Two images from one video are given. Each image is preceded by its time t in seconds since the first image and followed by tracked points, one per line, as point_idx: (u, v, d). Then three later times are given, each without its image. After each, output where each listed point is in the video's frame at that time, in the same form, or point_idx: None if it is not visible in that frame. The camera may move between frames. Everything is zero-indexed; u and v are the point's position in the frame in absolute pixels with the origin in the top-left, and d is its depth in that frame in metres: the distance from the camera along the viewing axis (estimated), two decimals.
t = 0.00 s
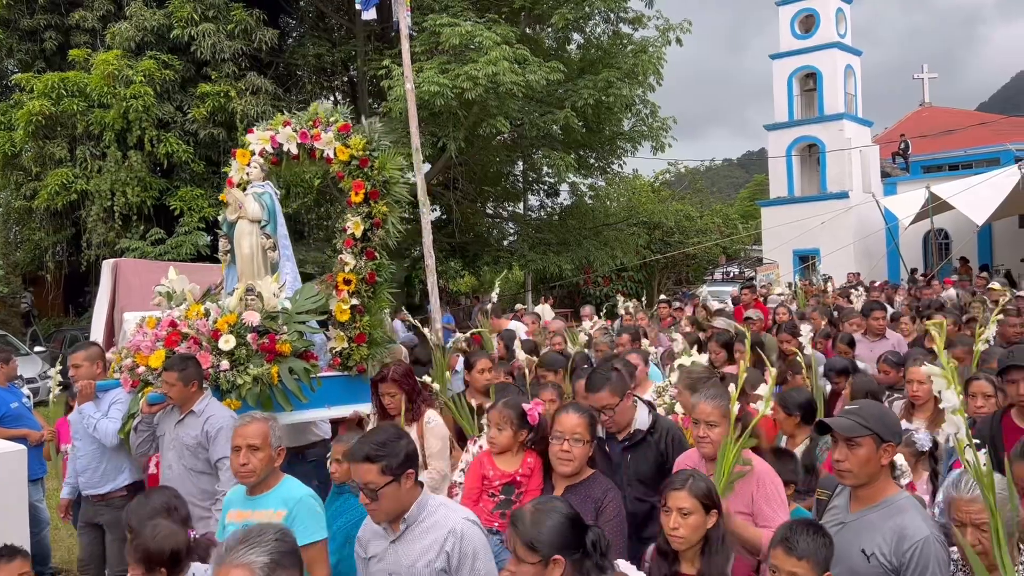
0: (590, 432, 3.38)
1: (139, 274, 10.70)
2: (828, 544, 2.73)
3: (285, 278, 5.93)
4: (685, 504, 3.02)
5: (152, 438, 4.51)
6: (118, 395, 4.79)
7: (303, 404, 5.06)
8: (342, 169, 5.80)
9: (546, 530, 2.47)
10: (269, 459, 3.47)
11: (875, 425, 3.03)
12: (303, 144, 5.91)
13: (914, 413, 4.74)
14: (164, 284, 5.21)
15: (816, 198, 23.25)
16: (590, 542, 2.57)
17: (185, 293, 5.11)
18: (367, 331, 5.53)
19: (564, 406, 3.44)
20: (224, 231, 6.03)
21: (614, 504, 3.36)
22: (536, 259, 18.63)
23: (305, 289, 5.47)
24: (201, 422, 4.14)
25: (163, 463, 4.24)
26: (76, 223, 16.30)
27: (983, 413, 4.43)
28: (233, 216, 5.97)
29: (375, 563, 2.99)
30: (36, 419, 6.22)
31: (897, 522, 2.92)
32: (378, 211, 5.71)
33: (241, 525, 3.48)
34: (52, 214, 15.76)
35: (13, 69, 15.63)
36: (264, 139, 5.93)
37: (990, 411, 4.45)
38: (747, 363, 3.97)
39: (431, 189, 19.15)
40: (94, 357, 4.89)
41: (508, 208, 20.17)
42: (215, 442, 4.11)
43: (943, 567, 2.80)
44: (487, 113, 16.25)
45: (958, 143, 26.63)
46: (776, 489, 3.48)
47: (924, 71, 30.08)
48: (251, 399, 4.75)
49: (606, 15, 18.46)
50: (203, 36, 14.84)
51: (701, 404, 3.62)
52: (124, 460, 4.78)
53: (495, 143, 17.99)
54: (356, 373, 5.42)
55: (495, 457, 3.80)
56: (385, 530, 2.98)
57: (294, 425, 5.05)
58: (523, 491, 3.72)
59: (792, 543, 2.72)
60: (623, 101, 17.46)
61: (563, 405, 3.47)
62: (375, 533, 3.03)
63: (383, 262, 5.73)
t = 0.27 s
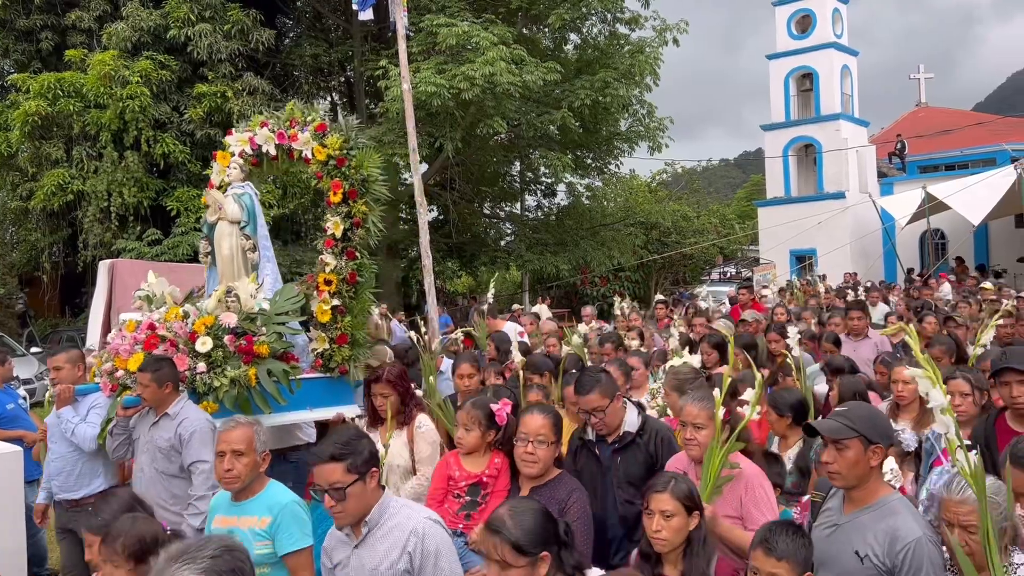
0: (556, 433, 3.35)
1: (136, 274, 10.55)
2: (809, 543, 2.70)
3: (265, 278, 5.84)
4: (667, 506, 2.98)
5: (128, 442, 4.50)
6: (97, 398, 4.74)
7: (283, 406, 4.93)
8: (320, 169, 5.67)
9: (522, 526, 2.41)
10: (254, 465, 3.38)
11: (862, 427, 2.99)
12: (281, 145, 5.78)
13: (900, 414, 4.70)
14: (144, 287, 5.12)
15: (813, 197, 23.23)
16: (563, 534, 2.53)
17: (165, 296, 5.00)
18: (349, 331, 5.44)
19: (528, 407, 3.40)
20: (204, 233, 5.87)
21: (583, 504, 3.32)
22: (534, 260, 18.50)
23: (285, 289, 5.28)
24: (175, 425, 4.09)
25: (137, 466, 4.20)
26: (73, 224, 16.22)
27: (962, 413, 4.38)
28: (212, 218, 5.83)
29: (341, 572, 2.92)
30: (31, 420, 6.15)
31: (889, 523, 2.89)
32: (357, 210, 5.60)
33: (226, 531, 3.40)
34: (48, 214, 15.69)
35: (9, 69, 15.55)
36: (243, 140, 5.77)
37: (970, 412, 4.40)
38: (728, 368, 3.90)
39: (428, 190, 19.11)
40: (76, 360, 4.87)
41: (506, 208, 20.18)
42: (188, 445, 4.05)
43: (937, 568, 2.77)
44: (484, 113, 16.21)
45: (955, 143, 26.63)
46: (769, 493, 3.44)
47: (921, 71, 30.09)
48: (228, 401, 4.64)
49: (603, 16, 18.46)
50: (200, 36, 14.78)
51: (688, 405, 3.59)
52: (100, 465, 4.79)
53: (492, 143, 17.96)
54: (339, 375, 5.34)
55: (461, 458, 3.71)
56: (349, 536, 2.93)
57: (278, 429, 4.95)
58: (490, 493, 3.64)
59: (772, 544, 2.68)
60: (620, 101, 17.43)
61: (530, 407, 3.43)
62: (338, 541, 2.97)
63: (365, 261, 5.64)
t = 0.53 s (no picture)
0: (532, 439, 3.35)
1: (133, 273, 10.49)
2: (764, 537, 2.73)
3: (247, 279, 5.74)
4: (660, 511, 2.98)
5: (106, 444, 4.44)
6: (79, 402, 4.73)
7: (264, 407, 4.96)
8: (305, 166, 5.68)
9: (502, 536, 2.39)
10: (246, 471, 3.37)
11: (830, 424, 2.99)
12: (268, 142, 5.81)
13: (881, 413, 4.71)
14: (129, 289, 5.17)
15: (809, 198, 23.24)
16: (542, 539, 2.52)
17: (147, 298, 4.99)
18: (333, 331, 5.45)
19: (504, 414, 3.40)
20: (188, 233, 5.81)
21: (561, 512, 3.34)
22: (531, 259, 18.49)
23: (268, 289, 5.25)
24: (151, 429, 4.07)
25: (115, 471, 4.20)
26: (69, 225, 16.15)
27: (950, 413, 4.37)
28: (195, 219, 5.78)
29: None
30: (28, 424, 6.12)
31: (863, 517, 2.90)
32: (342, 209, 5.60)
33: (214, 536, 3.38)
34: (43, 215, 15.63)
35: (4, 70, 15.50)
36: (230, 139, 5.80)
37: (957, 412, 4.38)
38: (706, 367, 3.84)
39: (424, 190, 19.10)
40: (61, 361, 4.88)
41: (503, 208, 20.20)
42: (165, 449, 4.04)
43: (914, 559, 2.77)
44: (481, 114, 16.19)
45: (950, 143, 26.66)
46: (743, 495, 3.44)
47: (917, 72, 30.16)
48: (207, 402, 4.65)
49: (599, 16, 18.48)
50: (196, 36, 14.76)
51: (662, 408, 3.56)
52: (76, 468, 4.69)
53: (489, 143, 17.93)
54: (323, 375, 5.34)
55: (440, 464, 3.71)
56: (322, 546, 2.90)
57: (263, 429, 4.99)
58: (470, 498, 3.63)
59: (726, 538, 2.71)
60: (617, 101, 17.41)
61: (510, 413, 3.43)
62: (314, 550, 2.94)
63: (349, 260, 5.65)
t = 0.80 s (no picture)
0: (527, 453, 3.30)
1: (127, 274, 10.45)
2: (729, 536, 2.70)
3: (231, 281, 5.74)
4: (660, 523, 2.95)
5: (85, 452, 4.45)
6: (59, 407, 4.67)
7: (246, 412, 4.82)
8: (288, 167, 5.52)
9: (474, 549, 2.37)
10: (236, 479, 3.33)
11: (796, 419, 2.98)
12: (250, 143, 5.65)
13: (865, 415, 4.69)
14: (113, 292, 5.10)
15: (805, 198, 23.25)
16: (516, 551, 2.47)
17: (130, 300, 4.92)
18: (318, 335, 5.27)
19: (500, 427, 3.36)
20: (171, 234, 5.80)
21: (553, 535, 3.25)
22: (527, 261, 18.46)
23: (250, 293, 5.16)
24: (130, 436, 4.04)
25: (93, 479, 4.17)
26: (64, 226, 16.07)
27: (941, 416, 4.32)
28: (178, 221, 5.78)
29: None
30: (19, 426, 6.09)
31: (829, 508, 2.88)
32: (326, 210, 5.45)
33: (200, 546, 3.34)
34: (38, 216, 15.55)
35: None
36: (213, 140, 5.67)
37: (950, 416, 4.33)
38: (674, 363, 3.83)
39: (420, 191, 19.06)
40: (41, 367, 4.91)
41: (499, 209, 20.18)
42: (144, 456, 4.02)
43: (878, 547, 2.75)
44: (477, 115, 16.16)
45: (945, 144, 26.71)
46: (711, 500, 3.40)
47: (912, 72, 30.23)
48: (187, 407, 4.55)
49: (594, 17, 18.48)
50: (191, 37, 14.73)
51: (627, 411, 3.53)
52: (60, 475, 4.65)
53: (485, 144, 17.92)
54: (307, 380, 5.15)
55: (431, 471, 3.69)
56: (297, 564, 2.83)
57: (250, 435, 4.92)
58: (461, 506, 3.58)
59: (692, 538, 2.69)
60: (613, 102, 17.40)
61: (506, 424, 3.39)
62: (288, 566, 2.89)
63: (334, 262, 5.48)
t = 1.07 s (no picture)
0: (522, 462, 3.23)
1: (120, 275, 10.37)
2: (721, 547, 2.63)
3: (214, 284, 5.68)
4: (651, 530, 2.88)
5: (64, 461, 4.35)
6: (38, 413, 4.64)
7: (229, 419, 4.73)
8: (274, 167, 5.43)
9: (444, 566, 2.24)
10: (221, 488, 3.26)
11: (766, 419, 2.93)
12: (236, 142, 5.60)
13: (855, 416, 4.66)
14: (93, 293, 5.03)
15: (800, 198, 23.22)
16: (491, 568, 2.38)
17: (110, 301, 4.78)
18: (303, 339, 5.19)
19: (496, 435, 3.29)
20: (153, 235, 5.73)
21: (541, 549, 3.20)
22: (522, 262, 18.37)
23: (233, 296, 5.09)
24: (105, 444, 3.97)
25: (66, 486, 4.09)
26: (58, 228, 15.95)
27: (942, 421, 4.23)
28: (160, 221, 5.71)
29: None
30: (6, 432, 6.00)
31: (802, 503, 2.82)
32: (313, 211, 5.35)
33: (185, 556, 3.26)
34: (32, 218, 15.43)
35: None
36: (198, 138, 5.63)
37: (950, 420, 4.24)
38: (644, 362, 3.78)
39: (415, 193, 18.99)
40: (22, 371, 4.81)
41: (494, 210, 20.13)
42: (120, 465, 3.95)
43: (850, 540, 2.70)
44: (472, 116, 16.10)
45: (939, 144, 26.72)
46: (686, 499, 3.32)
47: (905, 73, 30.26)
48: (168, 414, 4.46)
49: (589, 18, 18.44)
50: (185, 38, 14.66)
51: (597, 418, 3.44)
52: (36, 483, 4.56)
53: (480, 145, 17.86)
54: (293, 384, 5.08)
55: (424, 474, 3.65)
56: None
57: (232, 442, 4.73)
58: (452, 513, 3.53)
59: (682, 547, 2.63)
60: (608, 103, 17.35)
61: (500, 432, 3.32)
62: None
63: (321, 264, 5.39)
